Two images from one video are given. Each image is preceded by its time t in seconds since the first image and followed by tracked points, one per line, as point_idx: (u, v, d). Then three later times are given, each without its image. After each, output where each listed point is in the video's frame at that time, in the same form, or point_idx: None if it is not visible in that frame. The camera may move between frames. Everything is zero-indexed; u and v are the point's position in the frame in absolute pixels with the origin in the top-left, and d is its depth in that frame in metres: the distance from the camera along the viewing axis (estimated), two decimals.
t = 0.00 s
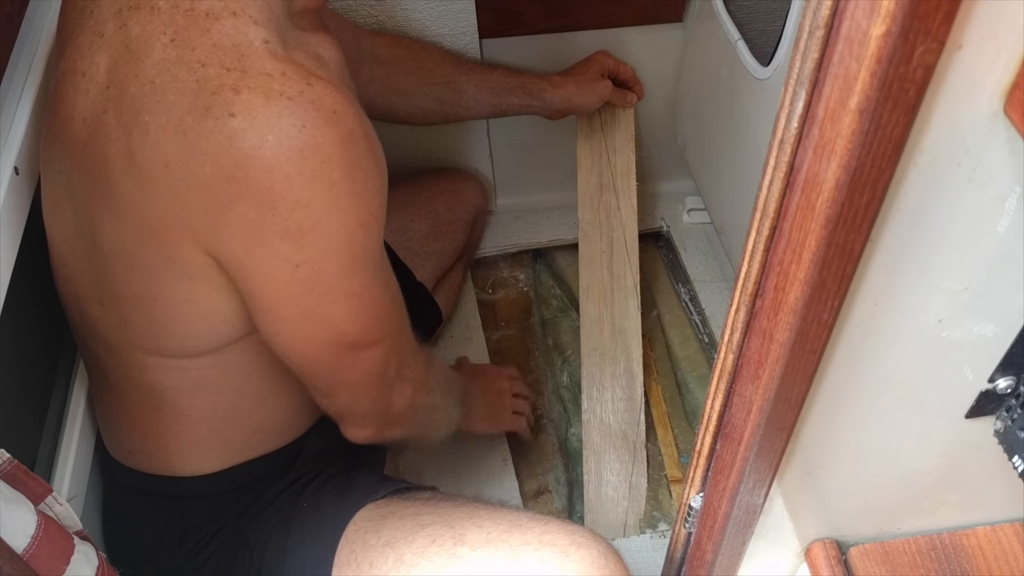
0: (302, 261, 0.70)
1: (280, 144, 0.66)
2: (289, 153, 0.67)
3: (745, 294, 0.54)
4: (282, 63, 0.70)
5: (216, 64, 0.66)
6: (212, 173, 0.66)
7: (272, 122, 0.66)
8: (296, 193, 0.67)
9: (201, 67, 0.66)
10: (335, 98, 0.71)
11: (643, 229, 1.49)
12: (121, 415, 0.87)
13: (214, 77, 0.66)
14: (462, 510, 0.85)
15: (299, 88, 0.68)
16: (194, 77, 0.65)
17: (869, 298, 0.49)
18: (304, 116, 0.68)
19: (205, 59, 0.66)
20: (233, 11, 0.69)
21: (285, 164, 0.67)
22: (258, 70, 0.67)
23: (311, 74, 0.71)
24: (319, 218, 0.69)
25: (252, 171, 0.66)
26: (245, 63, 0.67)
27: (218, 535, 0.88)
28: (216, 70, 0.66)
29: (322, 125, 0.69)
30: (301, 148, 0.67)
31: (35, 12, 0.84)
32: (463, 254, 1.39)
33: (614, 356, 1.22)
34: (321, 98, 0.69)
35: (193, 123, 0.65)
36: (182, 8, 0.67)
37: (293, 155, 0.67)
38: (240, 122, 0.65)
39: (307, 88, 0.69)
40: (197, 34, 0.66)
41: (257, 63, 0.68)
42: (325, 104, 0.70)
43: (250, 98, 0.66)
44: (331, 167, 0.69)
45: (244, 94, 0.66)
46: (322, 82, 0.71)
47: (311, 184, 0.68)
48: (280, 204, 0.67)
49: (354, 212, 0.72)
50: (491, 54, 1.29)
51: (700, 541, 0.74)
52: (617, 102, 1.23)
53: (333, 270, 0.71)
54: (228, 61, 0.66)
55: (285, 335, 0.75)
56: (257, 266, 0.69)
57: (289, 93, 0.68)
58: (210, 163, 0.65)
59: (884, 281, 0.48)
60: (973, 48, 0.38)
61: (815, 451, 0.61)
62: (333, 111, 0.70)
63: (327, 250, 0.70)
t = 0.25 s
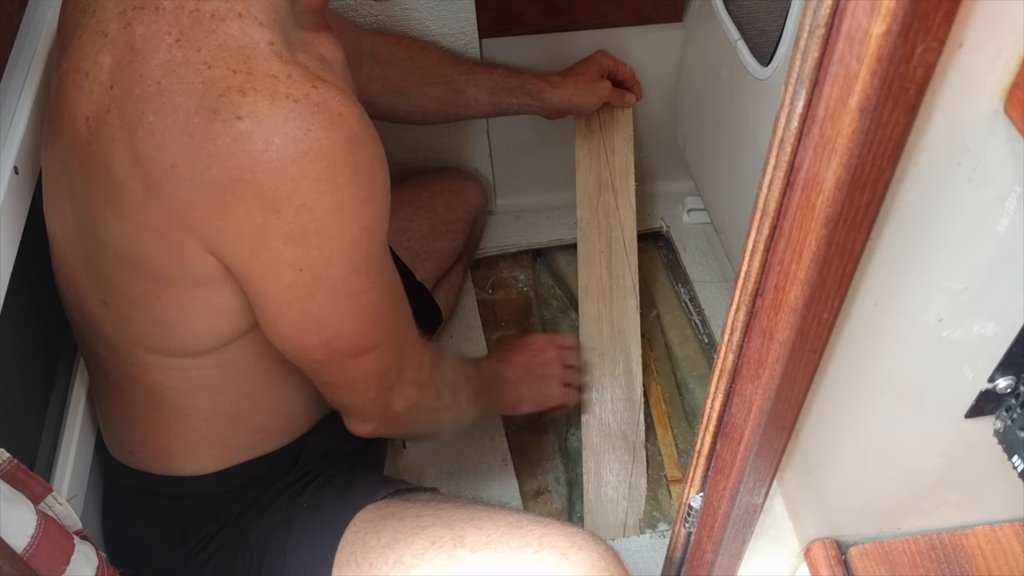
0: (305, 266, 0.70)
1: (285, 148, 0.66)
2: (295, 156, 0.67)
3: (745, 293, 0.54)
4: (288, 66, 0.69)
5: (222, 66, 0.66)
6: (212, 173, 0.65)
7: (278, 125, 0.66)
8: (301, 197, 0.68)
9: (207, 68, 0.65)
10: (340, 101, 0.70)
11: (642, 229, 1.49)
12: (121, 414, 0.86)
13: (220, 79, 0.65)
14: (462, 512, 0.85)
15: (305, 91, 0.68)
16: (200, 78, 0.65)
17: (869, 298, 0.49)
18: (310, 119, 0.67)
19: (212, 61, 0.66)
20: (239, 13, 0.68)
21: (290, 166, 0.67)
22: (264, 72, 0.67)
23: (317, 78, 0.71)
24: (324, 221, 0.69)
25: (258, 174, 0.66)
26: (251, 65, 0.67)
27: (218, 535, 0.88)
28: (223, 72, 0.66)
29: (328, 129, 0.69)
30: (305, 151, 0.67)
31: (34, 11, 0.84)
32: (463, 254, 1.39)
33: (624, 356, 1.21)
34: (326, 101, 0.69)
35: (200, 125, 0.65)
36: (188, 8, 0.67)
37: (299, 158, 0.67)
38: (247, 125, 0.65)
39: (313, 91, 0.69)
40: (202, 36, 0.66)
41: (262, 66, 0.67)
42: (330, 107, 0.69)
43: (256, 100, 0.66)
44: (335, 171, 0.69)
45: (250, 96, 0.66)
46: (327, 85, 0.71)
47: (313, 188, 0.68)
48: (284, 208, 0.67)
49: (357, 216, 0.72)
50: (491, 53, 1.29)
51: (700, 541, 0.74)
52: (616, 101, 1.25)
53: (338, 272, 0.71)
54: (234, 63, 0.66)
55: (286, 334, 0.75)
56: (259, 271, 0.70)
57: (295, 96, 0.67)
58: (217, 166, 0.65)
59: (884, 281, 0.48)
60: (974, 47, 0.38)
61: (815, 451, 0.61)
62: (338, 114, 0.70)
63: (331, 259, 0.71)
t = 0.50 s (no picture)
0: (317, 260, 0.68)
1: (288, 149, 0.66)
2: (297, 157, 0.66)
3: (745, 293, 0.54)
4: (286, 67, 0.69)
5: (222, 69, 0.66)
6: (212, 172, 0.65)
7: (279, 128, 0.65)
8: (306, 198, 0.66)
9: (207, 71, 0.66)
10: (340, 101, 0.70)
11: (642, 228, 1.49)
12: (121, 413, 0.87)
13: (219, 81, 0.65)
14: (463, 509, 0.85)
15: (304, 93, 0.68)
16: (200, 81, 0.65)
17: (869, 298, 0.49)
18: (311, 120, 0.67)
19: (211, 62, 0.66)
20: (238, 14, 0.69)
21: (294, 168, 0.66)
22: (263, 75, 0.67)
23: (315, 79, 0.71)
24: (334, 218, 0.67)
25: (263, 176, 0.65)
26: (250, 68, 0.67)
27: (217, 536, 0.88)
28: (222, 74, 0.66)
29: (329, 129, 0.68)
30: (308, 152, 0.66)
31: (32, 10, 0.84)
32: (463, 253, 1.38)
33: (631, 348, 1.19)
34: (326, 102, 0.69)
35: (202, 128, 0.65)
36: (186, 10, 0.67)
37: (302, 160, 0.66)
38: (248, 128, 0.65)
39: (313, 93, 0.69)
40: (203, 37, 0.66)
41: (262, 68, 0.67)
42: (331, 108, 0.69)
43: (256, 103, 0.65)
44: (340, 169, 0.68)
45: (250, 99, 0.65)
46: (327, 88, 0.71)
47: (321, 188, 0.67)
48: (291, 208, 0.66)
49: (367, 212, 0.70)
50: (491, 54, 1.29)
51: (700, 540, 0.74)
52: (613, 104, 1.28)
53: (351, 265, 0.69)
54: (233, 65, 0.66)
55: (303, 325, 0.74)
56: (271, 270, 0.69)
57: (295, 99, 0.67)
58: (220, 169, 0.65)
59: (885, 280, 0.48)
60: (975, 46, 0.38)
61: (815, 450, 0.61)
62: (339, 114, 0.69)
63: (344, 252, 0.69)
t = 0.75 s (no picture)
0: (325, 262, 0.68)
1: (294, 151, 0.66)
2: (303, 159, 0.66)
3: (746, 293, 0.54)
4: (293, 72, 0.69)
5: (228, 70, 0.66)
6: (213, 172, 0.65)
7: (286, 130, 0.65)
8: (312, 201, 0.66)
9: (214, 72, 0.66)
10: (345, 105, 0.71)
11: (642, 228, 1.49)
12: (123, 413, 0.87)
13: (225, 83, 0.65)
14: (465, 508, 0.85)
15: (310, 96, 0.68)
16: (207, 83, 0.65)
17: (870, 297, 0.49)
18: (317, 122, 0.67)
19: (218, 65, 0.66)
20: (245, 17, 0.69)
21: (300, 169, 0.66)
22: (270, 77, 0.67)
23: (321, 83, 0.71)
24: (339, 220, 0.67)
25: (268, 178, 0.65)
26: (256, 70, 0.67)
27: (219, 536, 0.88)
28: (229, 76, 0.66)
29: (335, 131, 0.68)
30: (314, 153, 0.66)
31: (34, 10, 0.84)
32: (463, 252, 1.38)
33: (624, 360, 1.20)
34: (332, 106, 0.69)
35: (208, 129, 0.65)
36: (193, 10, 0.68)
37: (308, 160, 0.66)
38: (254, 129, 0.65)
39: (319, 96, 0.69)
40: (210, 39, 0.67)
41: (269, 70, 0.67)
42: (336, 112, 0.69)
43: (262, 105, 0.65)
44: (348, 169, 0.68)
45: (257, 101, 0.65)
46: (332, 92, 0.71)
47: (328, 189, 0.67)
48: (297, 209, 0.66)
49: (374, 214, 0.69)
50: (492, 54, 1.30)
51: (702, 539, 0.75)
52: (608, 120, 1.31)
53: (357, 270, 0.69)
54: (239, 67, 0.66)
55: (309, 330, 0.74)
56: (279, 271, 0.69)
57: (302, 102, 0.67)
58: (225, 171, 0.65)
59: (887, 279, 0.48)
60: (976, 45, 0.38)
61: (816, 450, 0.61)
62: (344, 118, 0.70)
63: (349, 255, 0.69)
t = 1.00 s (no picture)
0: (324, 270, 0.68)
1: (298, 157, 0.66)
2: (308, 167, 0.66)
3: (747, 292, 0.54)
4: (301, 78, 0.69)
5: (235, 74, 0.66)
6: (214, 174, 0.65)
7: (292, 141, 0.66)
8: (312, 207, 0.66)
9: (221, 76, 0.66)
10: (350, 113, 0.71)
11: (643, 227, 1.49)
12: (126, 414, 0.87)
13: (232, 88, 0.65)
14: (467, 513, 0.85)
15: (316, 104, 0.68)
16: (212, 86, 0.65)
17: (872, 297, 0.49)
18: (321, 131, 0.67)
19: (224, 68, 0.66)
20: (252, 21, 0.69)
21: (304, 177, 0.66)
22: (277, 83, 0.67)
23: (327, 91, 0.71)
24: (341, 229, 0.68)
25: (271, 184, 0.65)
26: (264, 76, 0.67)
27: (221, 537, 0.88)
28: (236, 81, 0.66)
29: (339, 140, 0.68)
30: (318, 161, 0.66)
31: (35, 12, 0.84)
32: (463, 252, 1.38)
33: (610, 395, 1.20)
34: (337, 114, 0.69)
35: (213, 132, 0.65)
36: (200, 13, 0.68)
37: (313, 169, 0.66)
38: (260, 134, 0.65)
39: (324, 104, 0.69)
40: (217, 42, 0.67)
41: (276, 76, 0.67)
42: (342, 121, 0.69)
43: (268, 111, 0.65)
44: (350, 179, 0.68)
45: (263, 107, 0.65)
46: (338, 100, 0.71)
47: (330, 197, 0.67)
48: (298, 216, 0.66)
49: (375, 224, 0.70)
50: (493, 55, 1.31)
51: (704, 539, 0.75)
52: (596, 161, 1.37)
53: (356, 279, 0.70)
54: (247, 72, 0.66)
55: (306, 338, 0.74)
56: (279, 279, 0.69)
57: (308, 109, 0.67)
58: (230, 175, 0.65)
59: (888, 279, 0.48)
60: (976, 45, 0.38)
61: (818, 450, 0.61)
62: (349, 126, 0.70)
63: (349, 264, 0.69)
